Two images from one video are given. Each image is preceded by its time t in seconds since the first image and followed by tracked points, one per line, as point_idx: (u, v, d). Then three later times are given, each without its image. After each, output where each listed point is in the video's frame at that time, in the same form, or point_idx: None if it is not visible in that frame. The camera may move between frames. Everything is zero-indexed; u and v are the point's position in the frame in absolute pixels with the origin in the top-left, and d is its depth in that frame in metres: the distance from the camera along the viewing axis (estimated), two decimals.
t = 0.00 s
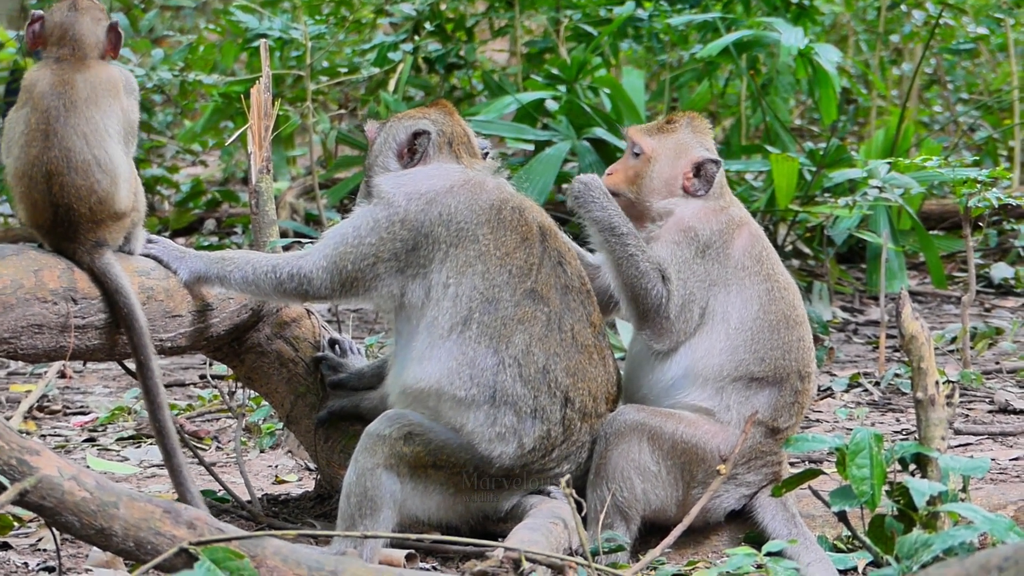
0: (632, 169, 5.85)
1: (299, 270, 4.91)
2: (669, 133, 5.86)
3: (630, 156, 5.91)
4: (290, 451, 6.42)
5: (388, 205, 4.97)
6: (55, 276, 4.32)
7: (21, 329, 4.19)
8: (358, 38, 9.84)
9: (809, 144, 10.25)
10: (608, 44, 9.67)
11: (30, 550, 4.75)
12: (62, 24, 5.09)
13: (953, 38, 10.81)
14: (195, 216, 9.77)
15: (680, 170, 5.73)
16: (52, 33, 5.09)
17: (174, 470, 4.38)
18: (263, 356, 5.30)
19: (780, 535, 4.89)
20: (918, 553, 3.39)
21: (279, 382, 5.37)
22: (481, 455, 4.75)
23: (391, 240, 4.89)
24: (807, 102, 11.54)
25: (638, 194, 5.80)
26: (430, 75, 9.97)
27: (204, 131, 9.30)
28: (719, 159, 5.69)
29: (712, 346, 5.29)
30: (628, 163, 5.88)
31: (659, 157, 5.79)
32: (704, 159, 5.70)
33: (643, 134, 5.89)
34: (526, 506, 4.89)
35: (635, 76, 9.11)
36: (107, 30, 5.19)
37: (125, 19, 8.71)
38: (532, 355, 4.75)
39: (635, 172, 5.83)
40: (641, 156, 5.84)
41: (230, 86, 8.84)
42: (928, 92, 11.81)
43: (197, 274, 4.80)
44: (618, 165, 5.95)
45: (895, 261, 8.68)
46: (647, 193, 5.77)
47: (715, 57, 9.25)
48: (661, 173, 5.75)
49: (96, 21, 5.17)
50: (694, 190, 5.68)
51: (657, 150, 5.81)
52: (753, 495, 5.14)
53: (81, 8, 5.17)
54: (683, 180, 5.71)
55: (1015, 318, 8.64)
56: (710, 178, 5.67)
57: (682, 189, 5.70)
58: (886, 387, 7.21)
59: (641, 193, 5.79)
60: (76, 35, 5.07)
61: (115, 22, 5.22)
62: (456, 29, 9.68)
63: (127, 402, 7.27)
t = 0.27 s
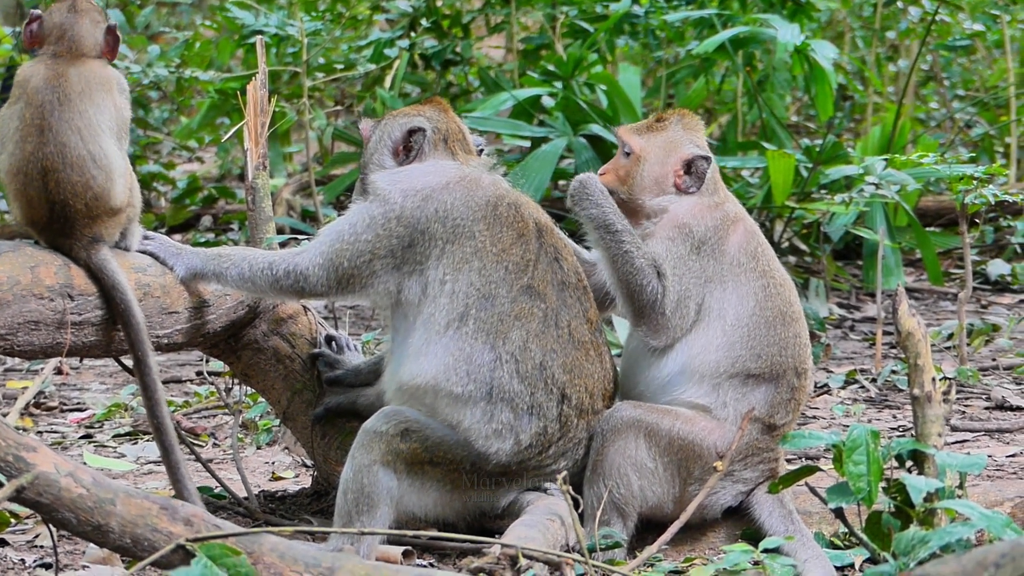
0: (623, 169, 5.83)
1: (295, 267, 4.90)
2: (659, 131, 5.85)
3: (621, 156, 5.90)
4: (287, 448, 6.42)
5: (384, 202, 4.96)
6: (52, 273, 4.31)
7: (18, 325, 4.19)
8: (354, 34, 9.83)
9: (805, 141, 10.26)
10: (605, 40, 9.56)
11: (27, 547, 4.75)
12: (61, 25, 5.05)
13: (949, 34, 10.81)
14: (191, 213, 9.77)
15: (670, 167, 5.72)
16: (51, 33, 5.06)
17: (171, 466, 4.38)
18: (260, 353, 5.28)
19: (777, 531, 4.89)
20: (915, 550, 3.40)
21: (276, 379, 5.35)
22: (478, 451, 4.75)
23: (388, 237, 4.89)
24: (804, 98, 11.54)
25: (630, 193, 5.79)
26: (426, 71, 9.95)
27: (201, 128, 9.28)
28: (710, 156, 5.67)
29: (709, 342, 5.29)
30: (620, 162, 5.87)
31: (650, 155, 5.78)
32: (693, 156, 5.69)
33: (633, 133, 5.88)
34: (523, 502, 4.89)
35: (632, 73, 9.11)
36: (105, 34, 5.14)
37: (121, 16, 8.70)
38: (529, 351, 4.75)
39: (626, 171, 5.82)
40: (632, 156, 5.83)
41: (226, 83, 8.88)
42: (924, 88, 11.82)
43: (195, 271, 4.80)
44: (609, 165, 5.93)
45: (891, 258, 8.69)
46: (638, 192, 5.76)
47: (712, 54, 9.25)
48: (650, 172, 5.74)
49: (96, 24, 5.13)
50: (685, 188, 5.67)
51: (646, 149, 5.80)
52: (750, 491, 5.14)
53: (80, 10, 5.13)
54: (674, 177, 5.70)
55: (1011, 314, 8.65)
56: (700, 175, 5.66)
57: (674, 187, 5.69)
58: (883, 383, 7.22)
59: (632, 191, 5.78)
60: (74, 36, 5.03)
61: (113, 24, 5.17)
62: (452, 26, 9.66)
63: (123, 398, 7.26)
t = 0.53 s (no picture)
0: (626, 169, 5.82)
1: (293, 265, 4.90)
2: (659, 129, 5.86)
3: (622, 157, 5.89)
4: (286, 445, 6.42)
5: (382, 200, 4.96)
6: (50, 270, 4.31)
7: (17, 322, 4.18)
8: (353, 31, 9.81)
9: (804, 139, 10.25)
10: (603, 38, 9.55)
11: (26, 544, 4.74)
12: (63, 20, 5.11)
13: (947, 32, 10.81)
14: (190, 211, 9.76)
15: (673, 164, 5.72)
16: (53, 28, 5.11)
17: (170, 463, 4.40)
18: (258, 350, 5.26)
19: (775, 528, 4.89)
20: (914, 547, 3.39)
21: (274, 377, 5.34)
22: (476, 449, 4.75)
23: (386, 235, 4.88)
24: (802, 96, 11.54)
25: (634, 193, 5.77)
26: (425, 69, 9.94)
27: (199, 125, 9.28)
28: (711, 150, 5.69)
29: (707, 340, 5.29)
30: (621, 163, 5.86)
31: (651, 153, 5.78)
32: (696, 151, 5.70)
33: (633, 133, 5.88)
34: (521, 499, 4.90)
35: (630, 70, 9.11)
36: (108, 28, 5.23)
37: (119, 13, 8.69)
38: (527, 348, 4.75)
39: (629, 171, 5.80)
40: (633, 155, 5.83)
41: (224, 80, 8.86)
42: (923, 86, 11.81)
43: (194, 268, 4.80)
44: (610, 167, 5.92)
45: (889, 255, 8.69)
46: (641, 190, 5.75)
47: (710, 52, 9.24)
48: (652, 169, 5.73)
49: (98, 20, 5.21)
50: (689, 183, 5.67)
51: (647, 148, 5.80)
52: (748, 489, 5.15)
53: (83, 7, 5.19)
54: (677, 173, 5.70)
55: (1009, 312, 8.66)
56: (704, 169, 5.67)
57: (677, 182, 5.69)
58: (881, 381, 7.22)
59: (636, 191, 5.76)
60: (77, 31, 5.09)
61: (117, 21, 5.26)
62: (451, 23, 9.64)
63: (122, 396, 7.26)
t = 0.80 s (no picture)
0: (629, 172, 5.82)
1: (293, 263, 4.90)
2: (659, 128, 5.85)
3: (624, 159, 5.89)
4: (285, 443, 6.42)
5: (381, 198, 4.95)
6: (50, 268, 4.30)
7: (16, 320, 4.17)
8: (352, 29, 9.82)
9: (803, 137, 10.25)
10: (603, 36, 9.55)
11: (25, 542, 4.74)
12: (75, 22, 5.14)
13: (947, 30, 10.81)
14: (189, 208, 9.75)
15: (677, 162, 5.72)
16: (65, 29, 5.14)
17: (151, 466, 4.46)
18: (258, 348, 5.26)
19: (775, 526, 4.90)
20: (913, 545, 3.38)
21: (274, 375, 5.33)
22: (476, 447, 4.75)
23: (386, 233, 4.88)
24: (802, 94, 11.54)
25: (639, 194, 5.77)
26: (424, 67, 9.94)
27: (199, 123, 9.28)
28: (713, 144, 5.69)
29: (708, 338, 5.29)
30: (624, 166, 5.86)
31: (653, 153, 5.78)
32: (698, 147, 5.70)
33: (634, 134, 5.87)
34: (521, 498, 4.91)
35: (630, 68, 9.11)
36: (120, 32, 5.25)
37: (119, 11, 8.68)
38: (527, 346, 4.75)
39: (632, 173, 5.80)
40: (636, 157, 5.83)
41: (224, 78, 8.85)
42: (923, 84, 11.81)
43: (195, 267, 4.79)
44: (613, 171, 5.92)
45: (889, 253, 8.69)
46: (646, 190, 5.74)
47: (710, 50, 9.24)
48: (656, 169, 5.73)
49: (110, 22, 5.23)
50: (694, 178, 5.66)
51: (649, 148, 5.80)
52: (748, 487, 5.15)
53: (95, 7, 5.21)
54: (682, 170, 5.69)
55: (1009, 310, 8.66)
56: (708, 164, 5.67)
57: (682, 179, 5.68)
58: (881, 379, 7.22)
59: (641, 191, 5.76)
60: (89, 32, 5.12)
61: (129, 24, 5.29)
62: (450, 21, 9.64)
63: (122, 394, 7.26)
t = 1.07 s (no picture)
0: (630, 171, 5.81)
1: (294, 260, 4.89)
2: (659, 127, 5.84)
3: (625, 159, 5.88)
4: (285, 442, 6.42)
5: (384, 197, 4.95)
6: (50, 266, 4.30)
7: (16, 319, 4.18)
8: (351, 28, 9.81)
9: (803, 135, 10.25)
10: (602, 35, 9.54)
11: (25, 541, 4.75)
12: (80, 22, 5.14)
13: (947, 28, 10.81)
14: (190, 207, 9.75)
15: (678, 160, 5.72)
16: (70, 30, 5.14)
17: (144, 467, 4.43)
18: (258, 347, 5.26)
19: (774, 525, 4.90)
20: (913, 544, 3.38)
21: (274, 374, 5.34)
22: (476, 445, 4.75)
23: (389, 232, 4.88)
24: (802, 93, 11.55)
25: (640, 192, 5.76)
26: (424, 66, 9.94)
27: (199, 122, 9.28)
28: (714, 142, 5.69)
29: (708, 337, 5.30)
30: (625, 165, 5.85)
31: (654, 152, 5.77)
32: (700, 145, 5.70)
33: (634, 133, 5.86)
34: (520, 497, 4.93)
35: (630, 67, 9.12)
36: (125, 34, 5.24)
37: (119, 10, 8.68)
38: (528, 344, 4.76)
39: (633, 172, 5.79)
40: (637, 156, 5.82)
41: (224, 77, 8.85)
42: (923, 83, 11.82)
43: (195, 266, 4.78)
44: (614, 170, 5.91)
45: (889, 252, 8.69)
46: (648, 189, 5.73)
47: (710, 49, 9.24)
48: (658, 168, 5.73)
49: (115, 23, 5.23)
50: (695, 177, 5.66)
51: (650, 147, 5.79)
52: (748, 486, 5.15)
53: (101, 8, 5.20)
54: (683, 169, 5.69)
55: (1009, 309, 8.66)
56: (709, 162, 5.67)
57: (683, 178, 5.68)
58: (881, 378, 7.22)
59: (642, 190, 5.75)
60: (94, 32, 5.12)
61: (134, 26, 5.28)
62: (450, 20, 9.63)
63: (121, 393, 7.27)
